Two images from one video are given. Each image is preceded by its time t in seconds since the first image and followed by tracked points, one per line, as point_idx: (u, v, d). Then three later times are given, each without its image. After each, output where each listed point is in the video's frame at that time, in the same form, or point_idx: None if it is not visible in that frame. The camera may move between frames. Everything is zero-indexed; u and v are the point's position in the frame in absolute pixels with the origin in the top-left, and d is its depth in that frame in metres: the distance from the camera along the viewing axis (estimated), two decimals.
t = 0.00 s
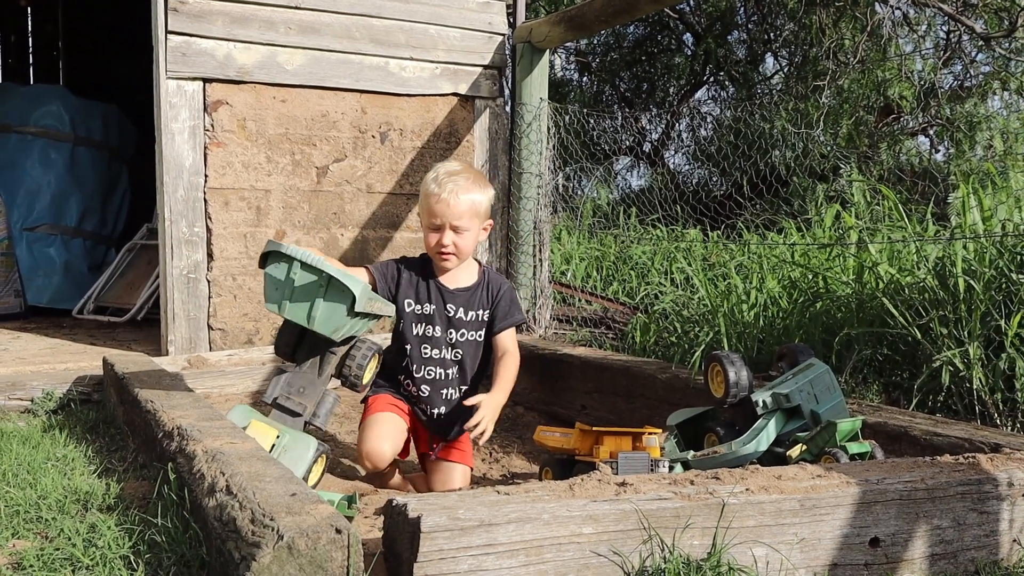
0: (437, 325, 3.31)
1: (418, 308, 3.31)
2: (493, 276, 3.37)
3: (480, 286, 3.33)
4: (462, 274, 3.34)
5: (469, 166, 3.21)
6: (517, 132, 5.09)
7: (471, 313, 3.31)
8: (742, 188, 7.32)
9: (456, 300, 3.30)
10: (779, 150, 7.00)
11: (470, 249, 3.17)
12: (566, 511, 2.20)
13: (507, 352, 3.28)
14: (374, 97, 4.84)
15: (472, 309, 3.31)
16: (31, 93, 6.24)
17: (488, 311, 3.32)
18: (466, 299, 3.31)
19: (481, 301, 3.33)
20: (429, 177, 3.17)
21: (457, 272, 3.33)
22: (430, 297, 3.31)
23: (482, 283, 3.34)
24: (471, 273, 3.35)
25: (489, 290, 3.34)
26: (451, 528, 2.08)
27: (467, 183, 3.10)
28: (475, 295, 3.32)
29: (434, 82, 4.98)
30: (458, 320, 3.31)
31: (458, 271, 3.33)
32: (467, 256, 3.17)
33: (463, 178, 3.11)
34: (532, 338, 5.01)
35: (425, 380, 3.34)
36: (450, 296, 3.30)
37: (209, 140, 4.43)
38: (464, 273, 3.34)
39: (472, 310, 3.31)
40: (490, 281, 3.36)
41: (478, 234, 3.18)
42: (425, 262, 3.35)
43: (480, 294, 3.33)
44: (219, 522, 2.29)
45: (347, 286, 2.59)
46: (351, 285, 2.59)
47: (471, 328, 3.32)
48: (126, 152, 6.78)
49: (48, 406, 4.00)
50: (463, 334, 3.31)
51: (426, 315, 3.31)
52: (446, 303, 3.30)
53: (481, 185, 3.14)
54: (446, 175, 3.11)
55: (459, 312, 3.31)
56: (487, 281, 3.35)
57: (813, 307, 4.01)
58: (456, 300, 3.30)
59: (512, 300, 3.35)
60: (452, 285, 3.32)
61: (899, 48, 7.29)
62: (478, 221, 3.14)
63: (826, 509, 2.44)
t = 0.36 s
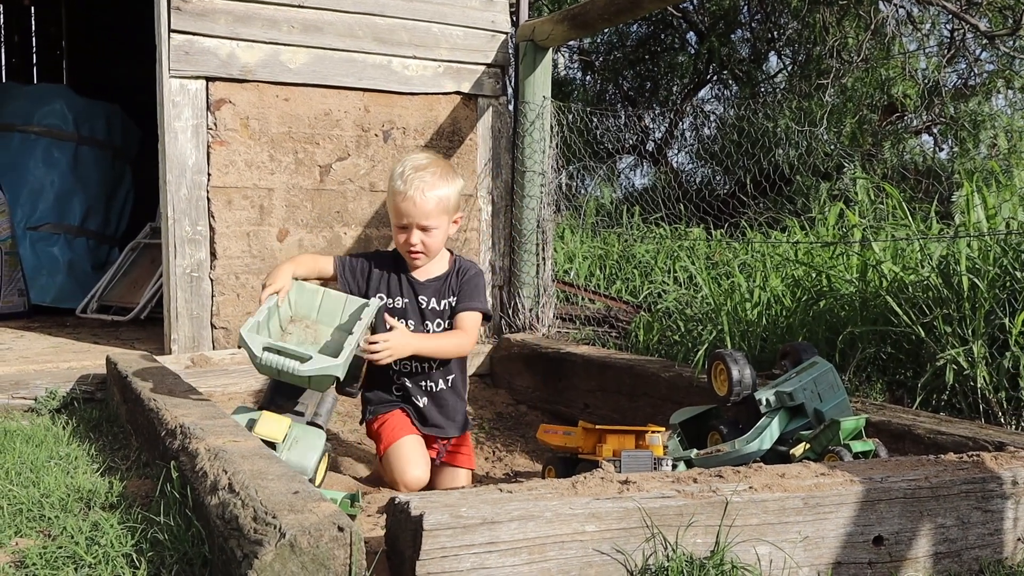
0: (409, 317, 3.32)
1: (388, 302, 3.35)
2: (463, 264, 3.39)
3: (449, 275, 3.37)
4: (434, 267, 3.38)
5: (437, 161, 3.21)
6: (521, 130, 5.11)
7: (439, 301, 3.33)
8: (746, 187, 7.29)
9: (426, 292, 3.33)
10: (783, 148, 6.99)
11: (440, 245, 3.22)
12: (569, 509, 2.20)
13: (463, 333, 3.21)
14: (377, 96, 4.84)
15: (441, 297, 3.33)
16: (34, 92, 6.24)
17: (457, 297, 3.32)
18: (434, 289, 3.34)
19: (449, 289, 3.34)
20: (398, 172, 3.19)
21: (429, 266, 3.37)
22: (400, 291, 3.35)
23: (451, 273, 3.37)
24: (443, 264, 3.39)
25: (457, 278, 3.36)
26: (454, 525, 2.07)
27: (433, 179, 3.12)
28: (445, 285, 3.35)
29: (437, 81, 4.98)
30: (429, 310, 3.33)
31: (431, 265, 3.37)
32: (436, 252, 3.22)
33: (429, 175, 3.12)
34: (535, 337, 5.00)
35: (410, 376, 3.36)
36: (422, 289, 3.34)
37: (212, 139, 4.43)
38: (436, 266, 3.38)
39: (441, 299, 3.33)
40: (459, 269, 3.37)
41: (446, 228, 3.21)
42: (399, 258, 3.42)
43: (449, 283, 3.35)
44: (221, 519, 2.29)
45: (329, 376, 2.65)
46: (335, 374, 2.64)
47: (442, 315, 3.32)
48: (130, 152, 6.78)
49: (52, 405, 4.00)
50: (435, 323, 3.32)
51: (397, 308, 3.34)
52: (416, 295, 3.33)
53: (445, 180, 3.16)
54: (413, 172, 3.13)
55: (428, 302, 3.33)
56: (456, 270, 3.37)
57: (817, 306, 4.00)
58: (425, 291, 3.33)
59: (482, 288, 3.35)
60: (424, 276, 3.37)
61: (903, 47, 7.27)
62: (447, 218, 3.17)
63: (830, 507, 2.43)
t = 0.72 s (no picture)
0: (398, 302, 3.33)
1: (381, 287, 3.38)
2: (454, 243, 3.33)
3: (436, 254, 3.32)
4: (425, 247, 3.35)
5: (428, 141, 3.34)
6: (521, 130, 5.11)
7: (424, 282, 3.30)
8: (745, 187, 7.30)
9: (413, 273, 3.32)
10: (783, 148, 7.01)
11: (407, 214, 3.25)
12: (569, 509, 2.20)
13: (449, 317, 3.15)
14: (377, 95, 4.84)
15: (426, 277, 3.30)
16: (34, 92, 6.24)
17: (441, 277, 3.27)
18: (419, 270, 3.31)
19: (434, 268, 3.30)
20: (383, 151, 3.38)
21: (419, 246, 3.35)
22: (390, 274, 3.37)
23: (439, 250, 3.33)
24: (433, 244, 3.35)
25: (442, 256, 3.31)
26: (455, 525, 2.08)
27: (402, 146, 3.26)
28: (430, 263, 3.31)
29: (436, 80, 4.97)
30: (417, 292, 3.31)
31: (418, 246, 3.35)
32: (403, 221, 3.26)
33: (400, 143, 3.27)
34: (534, 336, 5.00)
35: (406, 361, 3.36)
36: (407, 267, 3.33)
37: (212, 139, 4.43)
38: (427, 245, 3.35)
39: (426, 280, 3.30)
40: (447, 247, 3.32)
41: (420, 198, 3.27)
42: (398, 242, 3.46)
43: (435, 262, 3.31)
44: (222, 519, 2.29)
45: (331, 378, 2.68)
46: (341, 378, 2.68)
47: (427, 295, 3.29)
48: (130, 150, 6.76)
49: (51, 404, 4.01)
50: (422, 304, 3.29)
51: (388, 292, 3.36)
52: (402, 277, 3.34)
53: (416, 149, 3.28)
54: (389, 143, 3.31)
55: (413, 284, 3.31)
56: (444, 249, 3.33)
57: (817, 306, 4.00)
58: (411, 272, 3.32)
59: (465, 262, 3.26)
60: (413, 256, 3.34)
61: (902, 47, 7.28)
62: (413, 185, 3.24)
63: (830, 507, 2.43)
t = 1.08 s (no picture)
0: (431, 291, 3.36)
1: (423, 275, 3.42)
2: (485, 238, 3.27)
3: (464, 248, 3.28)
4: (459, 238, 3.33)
5: (482, 139, 3.32)
6: (517, 126, 5.09)
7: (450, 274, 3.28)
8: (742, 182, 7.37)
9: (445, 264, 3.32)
10: (781, 144, 7.04)
11: (444, 206, 3.24)
12: (566, 505, 2.20)
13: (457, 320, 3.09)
14: (375, 91, 4.84)
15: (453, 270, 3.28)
16: (34, 87, 6.26)
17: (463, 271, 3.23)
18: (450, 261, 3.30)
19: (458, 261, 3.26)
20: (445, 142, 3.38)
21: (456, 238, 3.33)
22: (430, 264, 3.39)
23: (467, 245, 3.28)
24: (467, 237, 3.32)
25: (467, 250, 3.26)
26: (451, 521, 2.08)
27: (452, 139, 3.25)
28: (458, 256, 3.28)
29: (434, 76, 4.97)
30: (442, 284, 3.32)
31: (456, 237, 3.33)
32: (441, 213, 3.24)
33: (451, 136, 3.26)
34: (532, 332, 5.01)
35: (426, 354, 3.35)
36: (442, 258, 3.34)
37: (209, 136, 4.42)
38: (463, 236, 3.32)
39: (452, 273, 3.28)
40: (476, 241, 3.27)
41: (459, 192, 3.24)
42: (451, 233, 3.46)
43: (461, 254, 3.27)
44: (219, 515, 2.29)
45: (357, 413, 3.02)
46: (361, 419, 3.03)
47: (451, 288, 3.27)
48: (128, 147, 6.74)
49: (50, 401, 4.01)
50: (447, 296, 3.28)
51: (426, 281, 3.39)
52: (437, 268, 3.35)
53: (465, 143, 3.25)
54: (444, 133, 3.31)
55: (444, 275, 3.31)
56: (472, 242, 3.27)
57: (814, 301, 3.99)
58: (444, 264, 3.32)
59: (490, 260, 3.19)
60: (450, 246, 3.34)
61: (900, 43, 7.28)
62: (454, 178, 3.22)
63: (828, 501, 2.43)
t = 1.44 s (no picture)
0: (423, 284, 3.30)
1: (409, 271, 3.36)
2: (481, 226, 3.28)
3: (461, 237, 3.27)
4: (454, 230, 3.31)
5: (467, 132, 3.32)
6: (505, 122, 5.07)
7: (449, 264, 3.25)
8: (730, 179, 7.39)
9: (440, 255, 3.28)
10: (768, 142, 7.07)
11: (436, 200, 3.23)
12: (551, 500, 2.20)
13: (480, 294, 3.13)
14: (362, 88, 4.83)
15: (451, 259, 3.25)
16: (19, 83, 6.26)
17: (466, 258, 3.22)
18: (445, 252, 3.28)
19: (458, 251, 3.25)
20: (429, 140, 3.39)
21: (450, 230, 3.31)
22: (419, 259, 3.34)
23: (464, 235, 3.27)
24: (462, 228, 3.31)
25: (466, 239, 3.26)
26: (436, 517, 2.07)
27: (438, 132, 3.26)
28: (455, 246, 3.26)
29: (422, 72, 4.97)
30: (441, 273, 3.26)
31: (450, 229, 3.31)
32: (432, 207, 3.23)
33: (438, 131, 3.27)
34: (520, 329, 5.00)
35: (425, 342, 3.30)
36: (436, 251, 3.30)
37: (196, 132, 4.41)
38: (457, 228, 3.31)
39: (450, 262, 3.25)
40: (473, 229, 3.27)
41: (450, 184, 3.24)
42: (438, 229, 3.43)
43: (459, 244, 3.26)
44: (204, 512, 2.28)
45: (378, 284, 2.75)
46: (381, 282, 2.73)
47: (450, 277, 3.24)
48: (114, 144, 6.73)
49: (36, 398, 3.99)
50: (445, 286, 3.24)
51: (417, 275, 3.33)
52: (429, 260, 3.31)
53: (452, 137, 3.26)
54: (430, 129, 3.31)
55: (439, 266, 3.27)
56: (469, 231, 3.27)
57: (801, 297, 4.01)
58: (438, 255, 3.29)
59: (491, 246, 3.20)
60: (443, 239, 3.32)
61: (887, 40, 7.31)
62: (444, 171, 3.22)
63: (813, 496, 2.44)
